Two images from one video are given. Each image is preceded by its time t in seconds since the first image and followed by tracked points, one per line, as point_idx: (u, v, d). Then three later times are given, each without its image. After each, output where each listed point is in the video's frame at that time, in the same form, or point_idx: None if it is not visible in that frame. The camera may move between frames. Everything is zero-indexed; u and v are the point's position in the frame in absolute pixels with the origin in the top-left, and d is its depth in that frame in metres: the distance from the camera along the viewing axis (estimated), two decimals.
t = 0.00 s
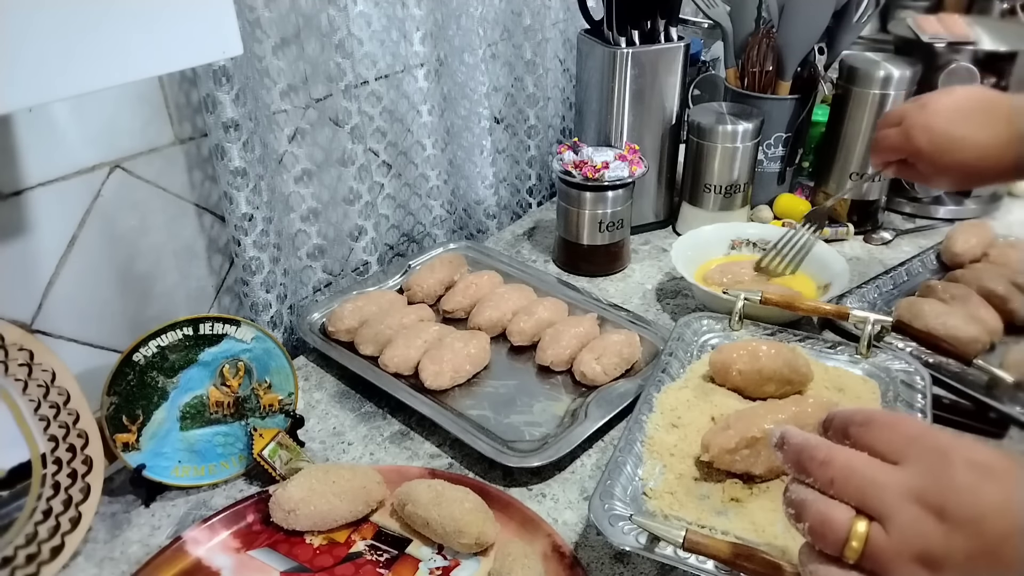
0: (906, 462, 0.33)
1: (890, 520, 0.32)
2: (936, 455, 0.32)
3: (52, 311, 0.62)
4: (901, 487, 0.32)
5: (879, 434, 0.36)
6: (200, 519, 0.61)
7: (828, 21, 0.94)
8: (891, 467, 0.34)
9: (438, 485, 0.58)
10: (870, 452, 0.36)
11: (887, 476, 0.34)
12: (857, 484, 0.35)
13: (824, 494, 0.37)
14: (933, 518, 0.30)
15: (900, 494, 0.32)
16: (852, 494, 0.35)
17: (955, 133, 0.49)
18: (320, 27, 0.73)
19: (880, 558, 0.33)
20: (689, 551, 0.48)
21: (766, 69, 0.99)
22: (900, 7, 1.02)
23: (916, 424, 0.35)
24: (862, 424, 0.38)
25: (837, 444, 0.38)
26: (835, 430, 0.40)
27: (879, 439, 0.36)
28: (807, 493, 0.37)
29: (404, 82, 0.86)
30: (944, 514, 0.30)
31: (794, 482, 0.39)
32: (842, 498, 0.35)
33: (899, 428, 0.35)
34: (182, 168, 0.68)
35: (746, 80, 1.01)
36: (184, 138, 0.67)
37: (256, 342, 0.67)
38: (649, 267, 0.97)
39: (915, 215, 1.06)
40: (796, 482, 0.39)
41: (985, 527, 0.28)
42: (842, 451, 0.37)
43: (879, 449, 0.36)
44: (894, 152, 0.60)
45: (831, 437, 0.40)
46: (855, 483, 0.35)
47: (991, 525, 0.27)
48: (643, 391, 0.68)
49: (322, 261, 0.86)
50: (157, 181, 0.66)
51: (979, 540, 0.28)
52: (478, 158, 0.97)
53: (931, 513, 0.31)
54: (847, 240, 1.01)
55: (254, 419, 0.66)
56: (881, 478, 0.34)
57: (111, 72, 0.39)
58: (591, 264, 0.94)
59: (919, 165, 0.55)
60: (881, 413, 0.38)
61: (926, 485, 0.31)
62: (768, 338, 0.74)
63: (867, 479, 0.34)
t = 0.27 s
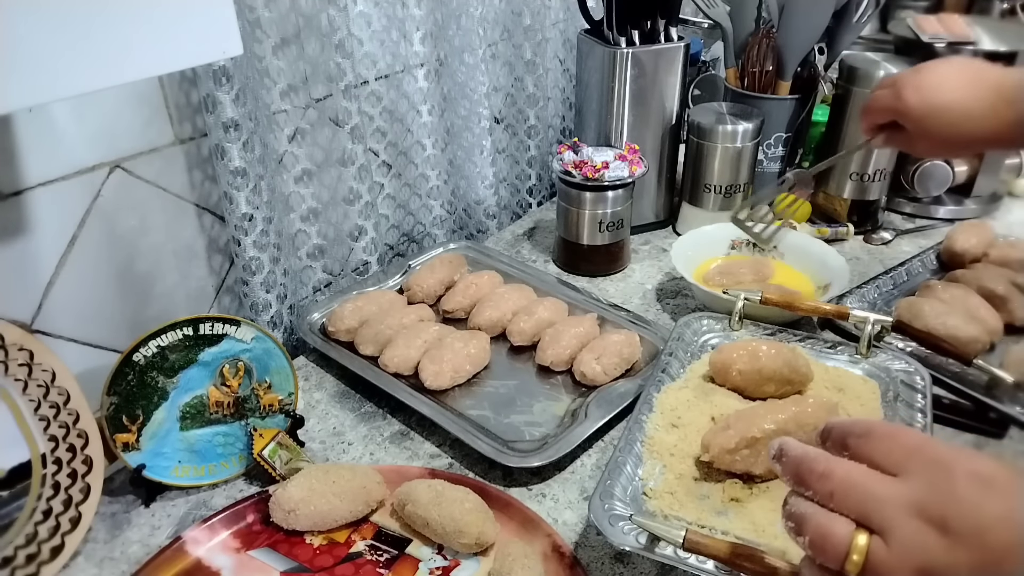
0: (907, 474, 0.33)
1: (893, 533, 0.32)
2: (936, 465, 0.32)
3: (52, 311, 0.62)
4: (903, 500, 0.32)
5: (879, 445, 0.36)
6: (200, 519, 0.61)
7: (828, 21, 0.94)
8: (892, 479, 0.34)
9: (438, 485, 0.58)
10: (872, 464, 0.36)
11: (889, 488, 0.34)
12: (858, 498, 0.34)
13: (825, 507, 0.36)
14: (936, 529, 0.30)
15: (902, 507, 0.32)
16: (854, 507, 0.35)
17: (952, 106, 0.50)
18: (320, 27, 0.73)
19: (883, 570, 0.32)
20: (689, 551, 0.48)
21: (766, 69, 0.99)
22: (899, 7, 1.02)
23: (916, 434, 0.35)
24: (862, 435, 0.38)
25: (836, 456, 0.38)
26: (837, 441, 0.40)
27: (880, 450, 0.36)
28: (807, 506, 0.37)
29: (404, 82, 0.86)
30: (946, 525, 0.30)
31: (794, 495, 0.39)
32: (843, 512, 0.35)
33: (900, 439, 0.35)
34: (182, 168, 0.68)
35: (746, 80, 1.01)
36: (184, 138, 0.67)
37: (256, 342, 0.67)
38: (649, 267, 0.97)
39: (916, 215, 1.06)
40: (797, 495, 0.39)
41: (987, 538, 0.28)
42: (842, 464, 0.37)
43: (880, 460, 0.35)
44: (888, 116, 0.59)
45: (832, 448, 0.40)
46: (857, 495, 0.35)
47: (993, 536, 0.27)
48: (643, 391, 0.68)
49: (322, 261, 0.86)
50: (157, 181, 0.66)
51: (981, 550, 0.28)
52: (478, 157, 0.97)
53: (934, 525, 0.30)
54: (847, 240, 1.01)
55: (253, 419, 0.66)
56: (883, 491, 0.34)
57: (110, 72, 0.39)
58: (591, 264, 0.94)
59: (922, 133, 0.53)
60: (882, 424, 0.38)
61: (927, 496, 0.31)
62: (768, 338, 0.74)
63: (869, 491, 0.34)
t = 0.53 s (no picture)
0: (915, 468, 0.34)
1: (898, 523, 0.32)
2: (946, 461, 0.32)
3: (52, 311, 0.62)
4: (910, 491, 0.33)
5: (885, 438, 0.36)
6: (200, 519, 0.61)
7: (828, 21, 0.93)
8: (899, 471, 0.34)
9: (438, 485, 0.58)
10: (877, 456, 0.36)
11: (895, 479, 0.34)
12: (866, 488, 0.34)
13: (831, 499, 0.36)
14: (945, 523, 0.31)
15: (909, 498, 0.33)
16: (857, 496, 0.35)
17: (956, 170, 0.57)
18: (320, 27, 0.73)
19: (890, 563, 0.32)
20: (689, 551, 0.48)
21: (766, 69, 0.99)
22: (900, 7, 1.02)
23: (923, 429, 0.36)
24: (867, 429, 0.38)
25: (843, 448, 0.38)
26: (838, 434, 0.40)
27: (886, 443, 0.36)
28: (815, 498, 0.37)
29: (404, 82, 0.86)
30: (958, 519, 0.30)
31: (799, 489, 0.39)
32: (850, 503, 0.35)
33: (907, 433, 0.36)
34: (183, 168, 0.68)
35: (746, 79, 1.01)
36: (184, 138, 0.67)
37: (256, 342, 0.67)
38: (649, 267, 0.97)
39: (916, 215, 1.06)
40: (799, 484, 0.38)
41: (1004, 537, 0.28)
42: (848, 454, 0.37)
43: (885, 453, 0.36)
44: (887, 174, 0.67)
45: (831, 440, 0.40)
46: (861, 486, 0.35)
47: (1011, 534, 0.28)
48: (643, 391, 0.68)
49: (322, 261, 0.86)
50: (158, 181, 0.66)
51: (996, 548, 0.29)
52: (478, 158, 0.97)
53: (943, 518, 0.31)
54: (847, 240, 1.01)
55: (254, 419, 0.66)
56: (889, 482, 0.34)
57: (111, 72, 0.39)
58: (591, 264, 0.94)
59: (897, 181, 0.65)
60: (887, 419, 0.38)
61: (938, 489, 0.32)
62: (768, 338, 0.74)
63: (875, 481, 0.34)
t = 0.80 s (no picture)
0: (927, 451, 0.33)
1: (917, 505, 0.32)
2: (960, 444, 0.32)
3: (52, 311, 0.62)
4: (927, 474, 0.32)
5: (890, 423, 0.36)
6: (200, 519, 0.61)
7: (828, 21, 0.93)
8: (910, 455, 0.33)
9: (438, 485, 0.58)
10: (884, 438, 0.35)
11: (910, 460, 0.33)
12: (878, 468, 0.34)
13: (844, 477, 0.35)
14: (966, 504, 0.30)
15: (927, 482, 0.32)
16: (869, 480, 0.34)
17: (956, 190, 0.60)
18: (320, 27, 0.74)
19: (904, 538, 0.32)
20: (689, 551, 0.48)
21: (766, 69, 0.99)
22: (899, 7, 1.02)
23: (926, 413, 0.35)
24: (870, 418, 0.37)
25: (854, 430, 0.37)
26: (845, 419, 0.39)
27: (891, 427, 0.36)
28: (829, 476, 0.36)
29: (404, 82, 0.86)
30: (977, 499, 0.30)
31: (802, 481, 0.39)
32: (864, 480, 0.34)
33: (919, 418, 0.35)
34: (183, 168, 0.68)
35: (746, 79, 1.01)
36: (184, 138, 0.67)
37: (257, 342, 0.67)
38: (649, 267, 0.97)
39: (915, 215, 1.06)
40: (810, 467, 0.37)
41: None
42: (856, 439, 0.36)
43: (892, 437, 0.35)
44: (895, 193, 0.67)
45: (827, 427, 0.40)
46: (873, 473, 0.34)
47: None
48: (643, 391, 0.68)
49: (322, 261, 0.86)
50: (158, 181, 0.66)
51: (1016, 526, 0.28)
52: (478, 157, 0.96)
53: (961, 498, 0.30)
54: (847, 241, 1.01)
55: (254, 419, 0.66)
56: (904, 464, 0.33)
57: (111, 72, 0.39)
58: (591, 264, 0.94)
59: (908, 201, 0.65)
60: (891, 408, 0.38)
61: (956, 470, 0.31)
62: (768, 338, 0.74)
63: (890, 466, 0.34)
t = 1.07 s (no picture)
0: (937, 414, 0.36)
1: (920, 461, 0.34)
2: (965, 409, 0.35)
3: (53, 310, 0.62)
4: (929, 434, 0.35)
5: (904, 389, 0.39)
6: (200, 519, 0.61)
7: (828, 21, 0.93)
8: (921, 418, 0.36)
9: (438, 486, 0.58)
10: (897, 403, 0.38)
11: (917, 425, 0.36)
12: (883, 431, 0.36)
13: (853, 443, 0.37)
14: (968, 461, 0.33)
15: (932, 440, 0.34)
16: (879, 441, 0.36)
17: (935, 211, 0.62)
18: (320, 27, 0.74)
19: (910, 497, 0.34)
20: (689, 551, 0.48)
21: (766, 69, 0.99)
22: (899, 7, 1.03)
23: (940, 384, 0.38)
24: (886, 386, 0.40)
25: (860, 397, 0.39)
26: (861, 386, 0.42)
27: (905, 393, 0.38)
28: (836, 443, 0.38)
29: (404, 82, 0.86)
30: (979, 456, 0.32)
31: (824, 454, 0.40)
32: (872, 446, 0.37)
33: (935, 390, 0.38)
34: (182, 168, 0.68)
35: (746, 80, 1.01)
36: (184, 138, 0.67)
37: (256, 342, 0.67)
38: (649, 267, 0.97)
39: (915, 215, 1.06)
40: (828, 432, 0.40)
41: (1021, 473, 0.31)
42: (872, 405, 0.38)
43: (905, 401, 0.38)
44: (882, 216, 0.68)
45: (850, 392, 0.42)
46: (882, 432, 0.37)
47: None
48: (643, 391, 0.68)
49: (322, 261, 0.86)
50: (158, 181, 0.66)
51: (1013, 482, 0.31)
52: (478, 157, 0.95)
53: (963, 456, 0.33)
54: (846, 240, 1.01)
55: (254, 419, 0.66)
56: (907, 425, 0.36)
57: (110, 72, 0.39)
58: (591, 264, 0.94)
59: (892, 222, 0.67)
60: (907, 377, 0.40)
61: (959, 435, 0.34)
62: (768, 338, 0.74)
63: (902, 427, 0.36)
